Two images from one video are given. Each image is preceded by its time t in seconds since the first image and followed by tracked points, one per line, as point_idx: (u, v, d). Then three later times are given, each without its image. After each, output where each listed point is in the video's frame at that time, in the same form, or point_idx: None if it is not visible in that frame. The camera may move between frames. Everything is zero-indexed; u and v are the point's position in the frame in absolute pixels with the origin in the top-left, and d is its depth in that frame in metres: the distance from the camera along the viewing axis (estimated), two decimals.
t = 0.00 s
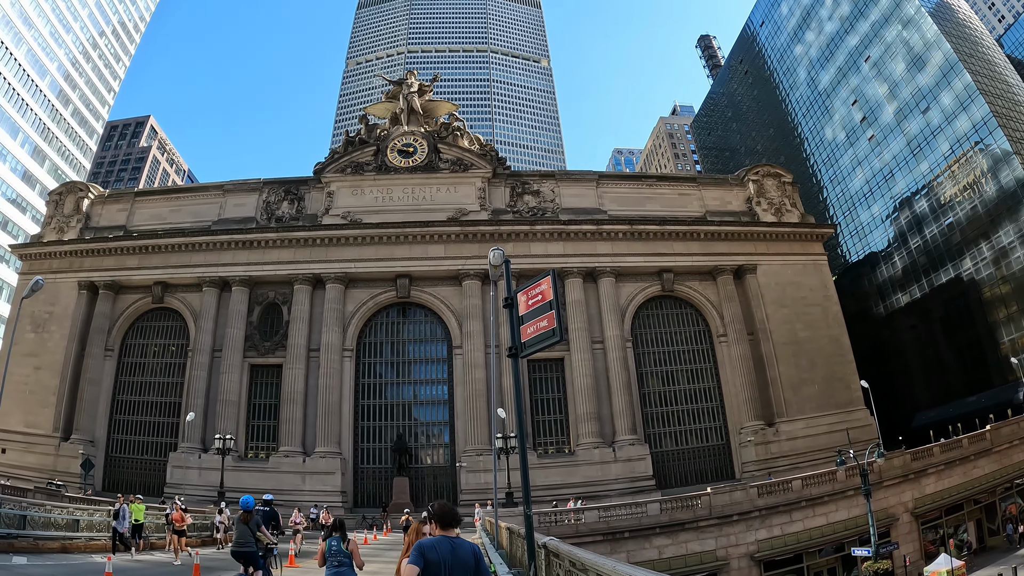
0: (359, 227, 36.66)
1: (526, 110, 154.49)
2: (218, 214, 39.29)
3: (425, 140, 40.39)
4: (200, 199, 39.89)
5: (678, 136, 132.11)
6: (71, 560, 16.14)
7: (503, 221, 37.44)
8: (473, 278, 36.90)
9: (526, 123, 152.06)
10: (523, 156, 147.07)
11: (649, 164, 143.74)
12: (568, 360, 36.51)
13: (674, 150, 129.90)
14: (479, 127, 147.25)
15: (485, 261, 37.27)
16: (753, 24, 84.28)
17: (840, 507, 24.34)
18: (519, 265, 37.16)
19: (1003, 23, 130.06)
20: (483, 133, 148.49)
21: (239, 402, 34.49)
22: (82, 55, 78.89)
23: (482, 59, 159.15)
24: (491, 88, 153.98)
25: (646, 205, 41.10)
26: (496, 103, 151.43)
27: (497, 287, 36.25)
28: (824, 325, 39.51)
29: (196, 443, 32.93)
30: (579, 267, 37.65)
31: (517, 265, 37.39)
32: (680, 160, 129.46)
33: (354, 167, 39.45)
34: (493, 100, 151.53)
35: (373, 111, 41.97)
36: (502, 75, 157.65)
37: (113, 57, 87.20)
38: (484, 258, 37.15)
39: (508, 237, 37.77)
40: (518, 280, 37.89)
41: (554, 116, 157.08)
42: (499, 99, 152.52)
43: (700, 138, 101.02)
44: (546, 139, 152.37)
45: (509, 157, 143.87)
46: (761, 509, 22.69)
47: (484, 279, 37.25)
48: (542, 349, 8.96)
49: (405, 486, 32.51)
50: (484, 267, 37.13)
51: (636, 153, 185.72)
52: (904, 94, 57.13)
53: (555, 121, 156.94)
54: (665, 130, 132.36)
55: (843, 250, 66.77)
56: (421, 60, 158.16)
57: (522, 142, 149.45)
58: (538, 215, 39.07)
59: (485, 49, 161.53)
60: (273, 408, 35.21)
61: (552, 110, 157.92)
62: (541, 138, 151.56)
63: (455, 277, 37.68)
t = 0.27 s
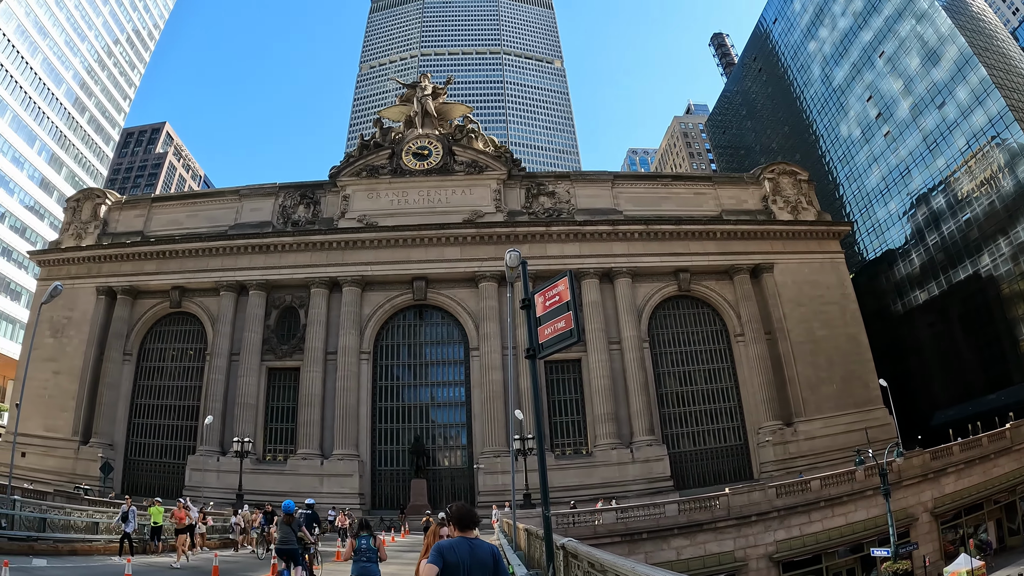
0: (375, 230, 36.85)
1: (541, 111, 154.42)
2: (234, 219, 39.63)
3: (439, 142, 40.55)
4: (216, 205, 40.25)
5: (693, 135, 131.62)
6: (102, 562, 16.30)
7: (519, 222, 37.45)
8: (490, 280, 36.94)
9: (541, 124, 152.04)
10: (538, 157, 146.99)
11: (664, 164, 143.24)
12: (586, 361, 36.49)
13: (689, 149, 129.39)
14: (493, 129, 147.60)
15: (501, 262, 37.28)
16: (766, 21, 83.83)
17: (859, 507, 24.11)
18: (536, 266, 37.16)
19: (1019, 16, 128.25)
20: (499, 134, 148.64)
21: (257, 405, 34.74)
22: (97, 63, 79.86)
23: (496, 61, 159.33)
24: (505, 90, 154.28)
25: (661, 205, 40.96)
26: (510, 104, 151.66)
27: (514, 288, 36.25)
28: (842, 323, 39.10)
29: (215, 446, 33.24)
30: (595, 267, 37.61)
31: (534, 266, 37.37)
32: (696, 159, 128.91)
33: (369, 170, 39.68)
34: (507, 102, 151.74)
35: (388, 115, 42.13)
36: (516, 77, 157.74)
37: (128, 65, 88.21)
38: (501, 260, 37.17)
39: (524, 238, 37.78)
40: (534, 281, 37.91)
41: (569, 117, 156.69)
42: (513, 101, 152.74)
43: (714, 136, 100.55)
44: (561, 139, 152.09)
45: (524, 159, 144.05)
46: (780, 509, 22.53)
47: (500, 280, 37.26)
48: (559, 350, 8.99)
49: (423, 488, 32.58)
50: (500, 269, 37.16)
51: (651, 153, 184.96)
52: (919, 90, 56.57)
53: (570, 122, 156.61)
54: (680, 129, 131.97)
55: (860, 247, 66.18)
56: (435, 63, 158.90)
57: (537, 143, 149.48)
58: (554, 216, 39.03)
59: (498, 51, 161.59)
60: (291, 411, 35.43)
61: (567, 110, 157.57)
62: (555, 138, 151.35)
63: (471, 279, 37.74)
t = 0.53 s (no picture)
0: (390, 233, 36.98)
1: (554, 111, 154.30)
2: (250, 223, 39.94)
3: (454, 145, 40.62)
4: (232, 209, 40.58)
5: (707, 134, 131.16)
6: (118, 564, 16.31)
7: (534, 224, 37.43)
8: (506, 281, 36.95)
9: (555, 125, 151.90)
10: (552, 158, 146.87)
11: (679, 163, 142.74)
12: (602, 361, 36.43)
13: (704, 148, 128.82)
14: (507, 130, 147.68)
15: (517, 263, 37.30)
16: (779, 18, 83.33)
17: (877, 507, 23.88)
18: (551, 267, 37.15)
19: None
20: (513, 135, 148.57)
21: (275, 407, 34.99)
22: (111, 70, 80.80)
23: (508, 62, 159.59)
24: (518, 91, 154.40)
25: (676, 204, 40.81)
26: (524, 105, 151.70)
27: (530, 290, 36.24)
28: (859, 321, 38.73)
29: (232, 449, 33.52)
30: (611, 268, 37.55)
31: (549, 267, 37.34)
32: (710, 157, 128.31)
33: (384, 173, 39.85)
34: (520, 103, 151.76)
35: (401, 117, 42.25)
36: (528, 78, 157.76)
37: (142, 71, 89.14)
38: (516, 261, 37.20)
39: (539, 239, 37.77)
40: (550, 282, 37.92)
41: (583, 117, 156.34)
42: (527, 101, 152.81)
43: (728, 135, 100.07)
44: (574, 139, 151.77)
45: (538, 159, 143.99)
46: (798, 509, 22.36)
47: (516, 282, 37.25)
48: (577, 350, 8.99)
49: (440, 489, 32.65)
50: (516, 270, 37.16)
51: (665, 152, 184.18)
52: (934, 85, 56.00)
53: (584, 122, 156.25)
54: (694, 128, 131.56)
55: (876, 245, 65.58)
56: (448, 65, 159.53)
57: (550, 144, 149.37)
58: (569, 217, 38.97)
59: (510, 52, 161.68)
60: (308, 414, 35.65)
61: (580, 111, 157.27)
62: (569, 138, 151.08)
63: (487, 280, 37.78)
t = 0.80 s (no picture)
0: (406, 236, 37.14)
1: (568, 112, 154.16)
2: (267, 227, 40.27)
3: (468, 147, 40.72)
4: (248, 214, 40.91)
5: (721, 133, 130.58)
6: (134, 566, 16.37)
7: (550, 225, 37.45)
8: (522, 283, 36.97)
9: (570, 126, 151.68)
10: (567, 159, 146.66)
11: (694, 162, 142.06)
12: (619, 362, 36.38)
13: (719, 147, 128.22)
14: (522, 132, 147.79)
15: (533, 265, 37.31)
16: (792, 14, 82.73)
17: (896, 507, 23.63)
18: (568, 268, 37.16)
19: None
20: (527, 137, 148.37)
21: (293, 411, 35.25)
22: (127, 78, 81.78)
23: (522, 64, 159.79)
24: (532, 92, 154.54)
25: (691, 204, 40.67)
26: (538, 106, 151.70)
27: (547, 291, 36.26)
28: (877, 320, 38.36)
29: (250, 452, 33.81)
30: (627, 268, 37.51)
31: (565, 268, 37.32)
32: (725, 156, 127.58)
33: (399, 176, 40.11)
34: (535, 104, 151.89)
35: (416, 121, 42.45)
36: (541, 79, 157.79)
37: (157, 78, 90.21)
38: (533, 263, 37.22)
39: (555, 240, 37.77)
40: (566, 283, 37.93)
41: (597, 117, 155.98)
42: (541, 103, 152.88)
43: (743, 133, 99.58)
44: (589, 140, 151.37)
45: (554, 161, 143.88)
46: (817, 509, 22.18)
47: (533, 283, 37.28)
48: (594, 351, 9.01)
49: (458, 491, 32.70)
50: (532, 272, 37.16)
51: (680, 152, 183.23)
52: (949, 79, 55.42)
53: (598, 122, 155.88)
54: (709, 127, 131.02)
55: (893, 242, 64.97)
56: (462, 68, 160.06)
57: (565, 145, 149.17)
58: (585, 218, 38.95)
59: (523, 54, 161.85)
60: (326, 416, 35.85)
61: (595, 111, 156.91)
62: (584, 139, 150.72)
63: (503, 282, 37.81)
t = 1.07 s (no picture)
0: (420, 238, 37.28)
1: (581, 113, 154.05)
2: (281, 231, 40.57)
3: (481, 149, 40.83)
4: (263, 218, 41.23)
5: (735, 132, 130.08)
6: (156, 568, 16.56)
7: (563, 226, 37.45)
8: (537, 284, 36.99)
9: (583, 126, 151.51)
10: (579, 160, 146.48)
11: (708, 161, 141.44)
12: (635, 363, 36.32)
13: (732, 146, 127.74)
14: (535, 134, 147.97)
15: (548, 266, 37.33)
16: (804, 11, 82.22)
17: (914, 507, 23.41)
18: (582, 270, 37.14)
19: None
20: (541, 139, 148.34)
21: (309, 414, 35.45)
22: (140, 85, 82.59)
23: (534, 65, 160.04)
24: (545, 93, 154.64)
25: (706, 203, 40.54)
26: (550, 108, 151.78)
27: (562, 293, 36.27)
28: (894, 318, 38.01)
29: (267, 455, 34.04)
30: (642, 268, 37.44)
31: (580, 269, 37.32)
32: (738, 155, 126.99)
33: (413, 179, 40.34)
34: (547, 106, 152.00)
35: (429, 123, 42.62)
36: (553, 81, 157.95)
37: (170, 85, 91.15)
38: (547, 264, 37.23)
39: (569, 241, 37.75)
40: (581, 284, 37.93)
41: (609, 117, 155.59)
42: (554, 104, 152.93)
43: (757, 131, 99.11)
44: (603, 140, 151.01)
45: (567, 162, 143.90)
46: (834, 510, 22.04)
47: (547, 285, 37.29)
48: (611, 352, 9.01)
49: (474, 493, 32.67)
50: (547, 273, 37.17)
51: (692, 151, 182.48)
52: (963, 74, 54.89)
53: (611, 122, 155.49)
54: (721, 126, 130.54)
55: (909, 239, 64.44)
56: (474, 70, 160.66)
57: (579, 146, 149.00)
58: (599, 219, 38.93)
59: (535, 55, 162.03)
60: (341, 419, 36.02)
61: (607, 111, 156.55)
62: (597, 139, 150.41)
63: (518, 284, 37.84)
